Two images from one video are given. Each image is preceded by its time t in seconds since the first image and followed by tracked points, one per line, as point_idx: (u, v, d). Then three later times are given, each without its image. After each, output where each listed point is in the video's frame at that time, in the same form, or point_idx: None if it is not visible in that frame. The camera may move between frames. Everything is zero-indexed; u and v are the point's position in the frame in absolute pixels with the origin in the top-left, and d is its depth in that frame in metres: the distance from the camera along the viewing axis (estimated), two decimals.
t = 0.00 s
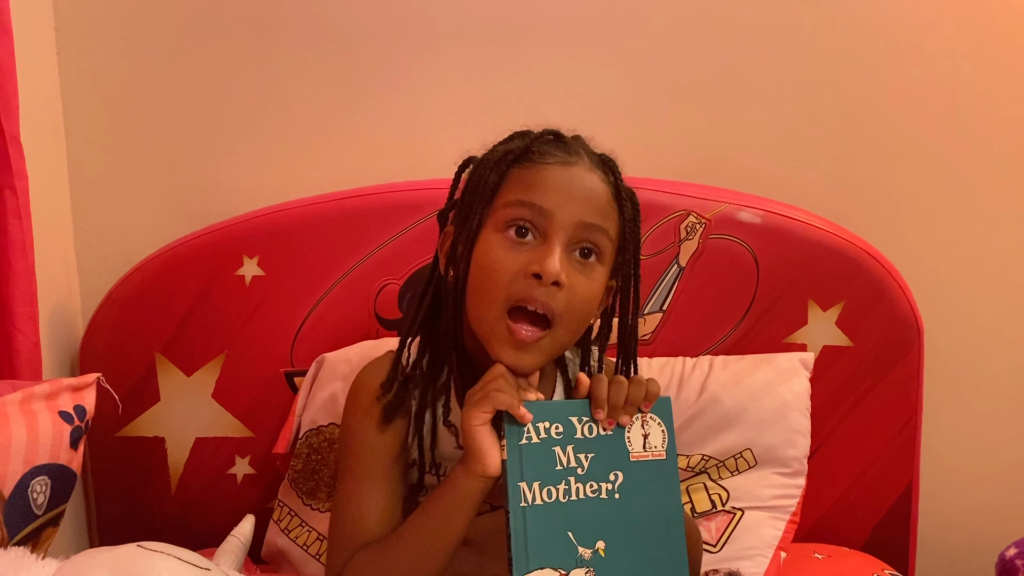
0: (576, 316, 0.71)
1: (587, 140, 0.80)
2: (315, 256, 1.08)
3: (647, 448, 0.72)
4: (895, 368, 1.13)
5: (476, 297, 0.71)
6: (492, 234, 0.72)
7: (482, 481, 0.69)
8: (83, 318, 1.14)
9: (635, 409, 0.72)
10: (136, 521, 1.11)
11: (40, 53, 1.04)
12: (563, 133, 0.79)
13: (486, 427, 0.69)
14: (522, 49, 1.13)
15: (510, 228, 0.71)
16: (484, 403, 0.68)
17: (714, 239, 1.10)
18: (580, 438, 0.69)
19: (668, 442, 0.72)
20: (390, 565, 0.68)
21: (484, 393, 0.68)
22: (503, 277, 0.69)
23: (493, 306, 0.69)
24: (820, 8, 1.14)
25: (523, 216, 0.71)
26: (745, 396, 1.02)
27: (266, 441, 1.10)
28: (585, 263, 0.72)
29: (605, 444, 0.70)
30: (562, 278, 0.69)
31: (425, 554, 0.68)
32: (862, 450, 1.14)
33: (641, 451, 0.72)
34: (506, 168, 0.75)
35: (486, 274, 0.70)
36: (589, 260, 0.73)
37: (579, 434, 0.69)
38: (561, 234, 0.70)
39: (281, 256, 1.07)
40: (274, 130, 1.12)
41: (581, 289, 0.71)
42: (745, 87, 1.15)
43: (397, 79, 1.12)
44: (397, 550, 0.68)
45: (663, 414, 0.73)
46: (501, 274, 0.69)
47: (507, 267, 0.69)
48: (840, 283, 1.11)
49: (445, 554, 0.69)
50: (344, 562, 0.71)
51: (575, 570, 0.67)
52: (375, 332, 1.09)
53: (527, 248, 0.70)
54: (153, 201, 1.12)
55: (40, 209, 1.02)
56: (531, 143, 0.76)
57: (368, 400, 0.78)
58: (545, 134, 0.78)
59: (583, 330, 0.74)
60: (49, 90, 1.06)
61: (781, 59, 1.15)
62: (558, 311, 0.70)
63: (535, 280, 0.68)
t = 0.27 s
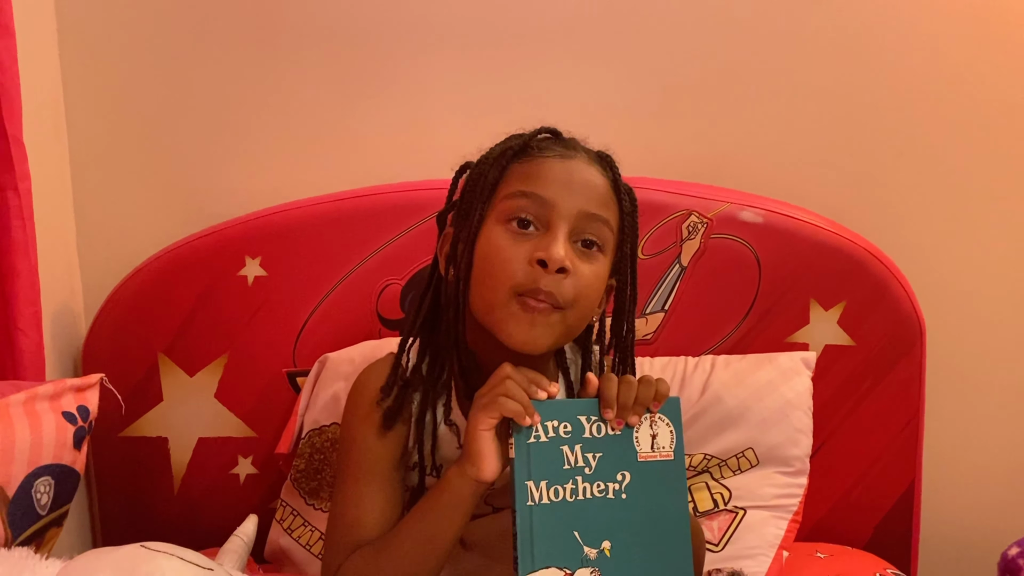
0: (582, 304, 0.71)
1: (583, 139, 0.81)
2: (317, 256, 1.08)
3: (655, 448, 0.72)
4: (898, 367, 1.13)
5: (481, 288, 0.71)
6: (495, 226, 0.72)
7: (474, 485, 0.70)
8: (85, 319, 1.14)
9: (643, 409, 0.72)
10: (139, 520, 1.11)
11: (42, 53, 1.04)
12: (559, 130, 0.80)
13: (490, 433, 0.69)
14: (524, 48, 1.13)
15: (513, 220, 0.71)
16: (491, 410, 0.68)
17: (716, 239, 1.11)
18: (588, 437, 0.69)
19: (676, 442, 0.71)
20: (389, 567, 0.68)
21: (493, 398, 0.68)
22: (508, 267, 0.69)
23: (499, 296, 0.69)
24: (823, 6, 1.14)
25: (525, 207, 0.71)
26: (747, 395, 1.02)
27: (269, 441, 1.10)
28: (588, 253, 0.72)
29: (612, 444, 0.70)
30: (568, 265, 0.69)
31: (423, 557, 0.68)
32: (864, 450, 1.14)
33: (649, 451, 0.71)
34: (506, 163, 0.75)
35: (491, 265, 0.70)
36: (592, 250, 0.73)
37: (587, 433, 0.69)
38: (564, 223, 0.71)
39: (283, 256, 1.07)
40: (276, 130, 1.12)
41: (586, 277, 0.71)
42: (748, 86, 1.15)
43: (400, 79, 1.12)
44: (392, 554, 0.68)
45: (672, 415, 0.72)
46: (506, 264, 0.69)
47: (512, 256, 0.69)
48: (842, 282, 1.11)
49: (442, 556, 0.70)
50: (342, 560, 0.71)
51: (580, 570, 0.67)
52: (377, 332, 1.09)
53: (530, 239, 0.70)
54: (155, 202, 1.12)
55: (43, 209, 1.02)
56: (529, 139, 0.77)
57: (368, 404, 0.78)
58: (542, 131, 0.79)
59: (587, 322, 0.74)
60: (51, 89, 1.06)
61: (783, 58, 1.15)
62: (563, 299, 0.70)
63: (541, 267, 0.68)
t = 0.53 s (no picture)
0: (571, 325, 0.71)
1: (580, 147, 0.80)
2: (314, 261, 1.08)
3: (646, 454, 0.71)
4: (895, 372, 1.13)
5: (471, 308, 0.71)
6: (485, 245, 0.72)
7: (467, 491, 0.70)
8: (83, 323, 1.14)
9: (634, 416, 0.72)
10: (136, 525, 1.11)
11: (39, 57, 1.04)
12: (556, 141, 0.79)
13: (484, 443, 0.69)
14: (521, 52, 1.12)
15: (504, 238, 0.71)
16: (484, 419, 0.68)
17: (713, 243, 1.10)
18: (579, 445, 0.69)
19: (666, 449, 0.71)
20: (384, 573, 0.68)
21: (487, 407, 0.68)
22: (497, 288, 0.69)
23: (488, 316, 0.69)
24: (820, 9, 1.13)
25: (516, 226, 0.71)
26: (744, 400, 1.02)
27: (266, 446, 1.10)
28: (579, 273, 0.72)
29: (604, 451, 0.70)
30: (556, 289, 0.69)
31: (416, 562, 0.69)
32: (862, 454, 1.14)
33: (640, 458, 0.71)
34: (500, 177, 0.75)
35: (480, 285, 0.70)
36: (583, 269, 0.73)
37: (578, 441, 0.69)
38: (555, 244, 0.70)
39: (279, 262, 1.07)
40: (273, 135, 1.12)
41: (576, 297, 0.71)
42: (746, 90, 1.15)
43: (397, 83, 1.12)
44: (384, 561, 0.68)
45: (662, 421, 0.72)
46: (495, 285, 0.69)
47: (501, 277, 0.69)
48: (839, 287, 1.11)
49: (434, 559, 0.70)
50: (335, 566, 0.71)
51: None
52: (374, 337, 1.09)
53: (520, 258, 0.70)
54: (152, 206, 1.12)
55: (40, 214, 1.02)
56: (524, 151, 0.76)
57: (363, 413, 0.77)
58: (538, 142, 0.78)
59: (578, 339, 0.74)
60: (48, 94, 1.06)
61: (781, 61, 1.14)
62: (552, 322, 0.70)
63: (529, 290, 0.68)
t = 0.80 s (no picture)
0: (578, 301, 0.71)
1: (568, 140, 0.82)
2: (316, 260, 1.08)
3: (655, 453, 0.71)
4: (897, 370, 1.13)
5: (476, 288, 0.71)
6: (487, 227, 0.72)
7: (462, 466, 0.70)
8: (85, 324, 1.14)
9: (643, 414, 0.72)
10: (138, 525, 1.12)
11: (40, 59, 1.04)
12: (544, 133, 0.81)
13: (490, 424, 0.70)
14: (522, 52, 1.13)
15: (504, 220, 0.72)
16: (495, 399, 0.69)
17: (714, 242, 1.10)
18: (587, 442, 0.69)
19: (676, 447, 0.71)
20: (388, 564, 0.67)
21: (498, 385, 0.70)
22: (502, 266, 0.69)
23: (494, 294, 0.69)
24: (821, 9, 1.13)
25: (516, 206, 0.72)
26: (745, 400, 1.02)
27: (268, 446, 1.11)
28: (581, 250, 0.72)
29: (612, 449, 0.70)
30: (561, 262, 0.69)
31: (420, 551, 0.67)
32: (864, 453, 1.14)
33: (648, 456, 0.71)
34: (494, 166, 0.76)
35: (484, 264, 0.70)
36: (585, 247, 0.73)
37: (587, 438, 0.69)
38: (556, 220, 0.71)
39: (281, 261, 1.08)
40: (274, 136, 1.12)
41: (581, 273, 0.71)
42: (746, 90, 1.15)
43: (398, 84, 1.12)
44: (390, 548, 0.67)
45: (671, 419, 0.72)
46: (500, 262, 0.69)
47: (505, 255, 0.69)
48: (841, 286, 1.11)
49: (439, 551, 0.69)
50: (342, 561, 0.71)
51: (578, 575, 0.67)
52: (376, 337, 1.09)
53: (523, 237, 0.70)
54: (153, 207, 1.12)
55: (42, 215, 1.03)
56: (515, 141, 0.78)
57: (365, 409, 0.78)
58: (527, 133, 0.80)
59: (584, 319, 0.74)
60: (49, 96, 1.06)
61: (782, 61, 1.14)
62: (559, 296, 0.69)
63: (534, 265, 0.68)
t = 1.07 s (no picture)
0: (574, 327, 0.72)
1: (574, 150, 0.81)
2: (311, 265, 1.08)
3: (645, 458, 0.72)
4: (893, 374, 1.13)
5: (474, 314, 0.71)
6: (486, 250, 0.72)
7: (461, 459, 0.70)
8: (82, 327, 1.14)
9: (632, 420, 0.72)
10: (135, 529, 1.12)
11: (37, 64, 1.05)
12: (550, 145, 0.79)
13: (490, 420, 0.69)
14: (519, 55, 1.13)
15: (503, 245, 0.71)
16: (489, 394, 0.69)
17: (710, 246, 1.10)
18: (577, 448, 0.70)
19: (665, 453, 0.72)
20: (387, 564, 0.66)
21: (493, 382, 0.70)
22: (499, 294, 0.69)
23: (491, 323, 0.69)
24: (818, 12, 1.14)
25: (515, 232, 0.71)
26: (741, 404, 1.02)
27: (265, 450, 1.11)
28: (579, 277, 0.72)
29: (603, 454, 0.71)
30: (558, 292, 0.68)
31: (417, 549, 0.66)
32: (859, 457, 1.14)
33: (638, 462, 0.71)
34: (496, 184, 0.75)
35: (482, 292, 0.70)
36: (583, 273, 0.73)
37: (577, 444, 0.70)
38: (555, 248, 0.70)
39: (277, 266, 1.08)
40: (271, 140, 1.12)
41: (578, 300, 0.71)
42: (743, 93, 1.15)
43: (394, 87, 1.12)
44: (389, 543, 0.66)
45: (661, 426, 0.72)
46: (497, 291, 0.69)
47: (503, 284, 0.69)
48: (837, 289, 1.11)
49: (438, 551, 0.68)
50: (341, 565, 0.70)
51: None
52: (372, 341, 1.09)
53: (521, 264, 0.70)
54: (150, 210, 1.13)
55: (38, 220, 1.03)
56: (518, 156, 0.76)
57: (362, 416, 0.78)
58: (532, 147, 0.78)
59: (580, 341, 0.74)
60: (47, 100, 1.07)
61: (779, 64, 1.14)
62: (556, 324, 0.70)
63: (532, 295, 0.68)
